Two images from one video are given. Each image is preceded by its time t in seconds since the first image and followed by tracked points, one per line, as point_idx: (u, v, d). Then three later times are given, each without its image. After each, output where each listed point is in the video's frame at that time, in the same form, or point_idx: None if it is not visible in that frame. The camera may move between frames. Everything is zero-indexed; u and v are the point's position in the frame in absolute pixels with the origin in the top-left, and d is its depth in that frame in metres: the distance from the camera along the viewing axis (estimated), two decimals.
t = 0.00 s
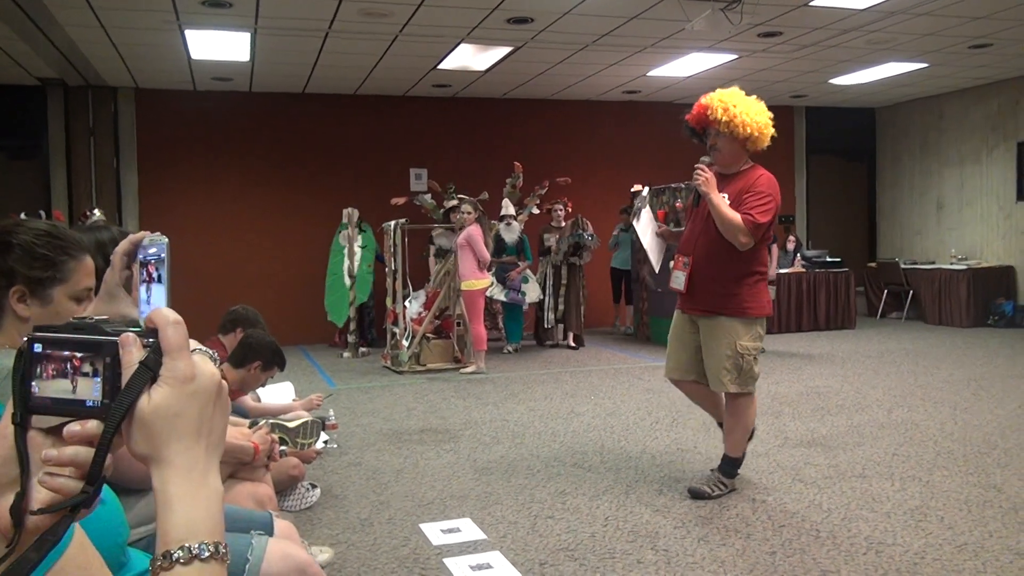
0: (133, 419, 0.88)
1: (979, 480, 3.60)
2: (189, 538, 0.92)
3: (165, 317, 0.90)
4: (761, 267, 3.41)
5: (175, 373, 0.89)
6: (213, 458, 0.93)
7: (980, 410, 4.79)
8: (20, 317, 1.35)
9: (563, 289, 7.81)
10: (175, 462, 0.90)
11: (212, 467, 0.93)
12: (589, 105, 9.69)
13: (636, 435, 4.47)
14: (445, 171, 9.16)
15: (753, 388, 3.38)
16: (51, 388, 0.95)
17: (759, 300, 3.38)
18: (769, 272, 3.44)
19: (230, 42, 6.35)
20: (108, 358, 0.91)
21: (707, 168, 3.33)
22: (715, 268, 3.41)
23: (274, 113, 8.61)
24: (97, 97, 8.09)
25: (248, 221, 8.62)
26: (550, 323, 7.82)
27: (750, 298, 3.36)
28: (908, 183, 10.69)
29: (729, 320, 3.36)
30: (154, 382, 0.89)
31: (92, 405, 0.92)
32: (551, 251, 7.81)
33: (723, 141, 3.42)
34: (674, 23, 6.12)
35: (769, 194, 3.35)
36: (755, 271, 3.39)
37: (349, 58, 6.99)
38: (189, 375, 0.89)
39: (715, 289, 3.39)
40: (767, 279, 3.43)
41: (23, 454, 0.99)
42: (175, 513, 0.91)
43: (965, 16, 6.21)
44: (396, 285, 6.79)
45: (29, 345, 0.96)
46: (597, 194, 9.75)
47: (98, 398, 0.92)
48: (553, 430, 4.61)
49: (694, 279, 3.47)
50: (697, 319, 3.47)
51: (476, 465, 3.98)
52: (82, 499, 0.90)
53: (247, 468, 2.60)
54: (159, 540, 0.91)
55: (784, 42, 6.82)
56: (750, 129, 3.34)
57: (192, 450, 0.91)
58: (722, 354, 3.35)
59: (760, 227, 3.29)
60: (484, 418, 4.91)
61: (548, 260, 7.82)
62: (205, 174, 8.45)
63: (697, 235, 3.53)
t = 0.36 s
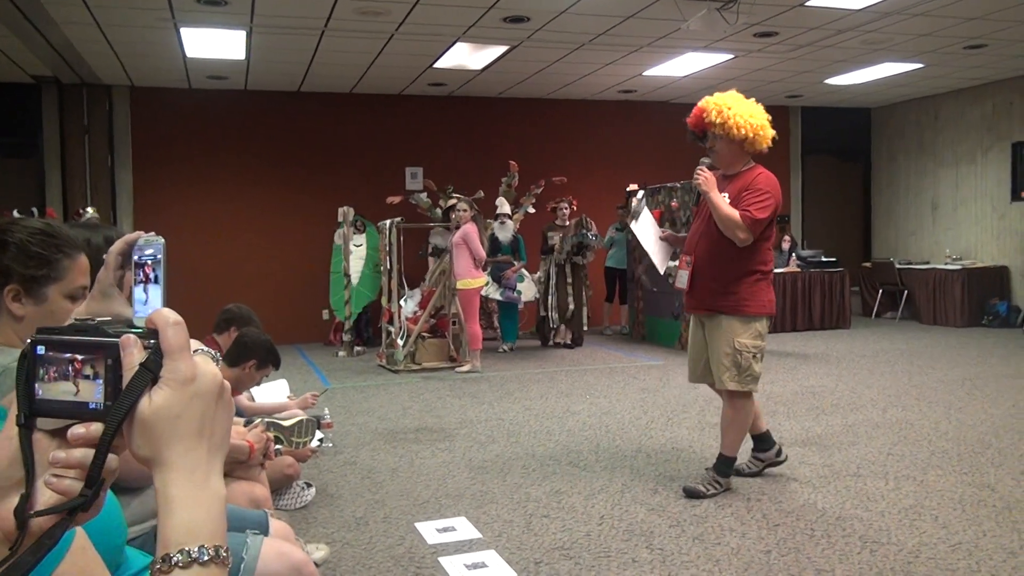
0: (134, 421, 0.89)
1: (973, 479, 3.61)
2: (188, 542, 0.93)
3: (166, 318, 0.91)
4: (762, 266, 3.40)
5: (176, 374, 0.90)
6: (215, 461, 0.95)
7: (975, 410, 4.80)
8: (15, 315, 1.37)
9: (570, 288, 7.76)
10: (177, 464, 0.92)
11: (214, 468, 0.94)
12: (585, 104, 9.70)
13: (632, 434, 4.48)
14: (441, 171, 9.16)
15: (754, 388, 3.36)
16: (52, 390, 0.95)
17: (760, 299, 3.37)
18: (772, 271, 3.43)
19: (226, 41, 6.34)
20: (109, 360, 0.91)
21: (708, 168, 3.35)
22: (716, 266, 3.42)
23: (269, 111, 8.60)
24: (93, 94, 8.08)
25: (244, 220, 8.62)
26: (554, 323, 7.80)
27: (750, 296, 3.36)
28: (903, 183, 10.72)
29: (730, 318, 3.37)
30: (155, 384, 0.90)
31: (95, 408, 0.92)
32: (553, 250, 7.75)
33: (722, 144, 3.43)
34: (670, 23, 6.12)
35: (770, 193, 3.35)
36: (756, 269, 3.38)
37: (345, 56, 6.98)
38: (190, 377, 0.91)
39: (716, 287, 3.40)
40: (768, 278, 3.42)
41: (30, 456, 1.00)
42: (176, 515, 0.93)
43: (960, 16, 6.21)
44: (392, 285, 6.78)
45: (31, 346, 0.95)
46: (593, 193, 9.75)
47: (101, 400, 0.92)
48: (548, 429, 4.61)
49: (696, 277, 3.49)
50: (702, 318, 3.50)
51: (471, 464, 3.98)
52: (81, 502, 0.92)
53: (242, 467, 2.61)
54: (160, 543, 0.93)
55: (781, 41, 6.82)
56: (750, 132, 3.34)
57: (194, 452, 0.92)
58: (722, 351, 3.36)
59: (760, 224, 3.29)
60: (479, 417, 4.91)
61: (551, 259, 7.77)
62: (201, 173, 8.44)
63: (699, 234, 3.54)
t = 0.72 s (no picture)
0: (128, 422, 0.90)
1: (967, 477, 3.62)
2: (183, 545, 0.94)
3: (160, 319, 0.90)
4: (775, 265, 3.42)
5: (171, 376, 0.90)
6: (211, 463, 0.95)
7: (969, 409, 4.81)
8: (19, 311, 1.40)
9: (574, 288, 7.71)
10: (173, 466, 0.92)
11: (211, 470, 0.95)
12: (580, 104, 9.70)
13: (628, 433, 4.48)
14: (436, 170, 9.16)
15: (765, 385, 3.42)
16: (46, 392, 0.95)
17: (772, 297, 3.39)
18: (786, 269, 3.44)
19: (221, 39, 6.32)
20: (102, 362, 0.91)
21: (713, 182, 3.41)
22: (728, 266, 3.47)
23: (264, 110, 8.58)
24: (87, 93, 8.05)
25: (239, 219, 8.60)
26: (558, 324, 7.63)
27: (762, 295, 3.39)
28: (897, 183, 10.75)
29: (742, 316, 3.42)
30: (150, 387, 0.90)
31: (90, 410, 0.92)
32: (556, 250, 7.73)
33: (718, 155, 3.49)
34: (666, 22, 6.13)
35: (773, 191, 3.34)
36: (768, 269, 3.41)
37: (340, 55, 6.97)
38: (185, 379, 0.91)
39: (729, 287, 3.45)
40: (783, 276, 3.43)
41: (25, 458, 1.00)
42: (171, 518, 0.94)
43: (955, 15, 6.23)
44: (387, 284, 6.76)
45: (26, 347, 0.95)
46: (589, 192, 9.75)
47: (95, 402, 0.92)
48: (543, 427, 4.61)
49: (712, 278, 3.56)
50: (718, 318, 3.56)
51: (466, 463, 3.98)
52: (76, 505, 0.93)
53: (238, 467, 2.60)
54: (155, 544, 0.94)
55: (776, 41, 6.83)
56: (735, 141, 3.39)
57: (189, 455, 0.93)
58: (734, 349, 3.42)
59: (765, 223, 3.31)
60: (475, 415, 4.90)
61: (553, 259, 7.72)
62: (195, 172, 8.42)
63: (714, 235, 3.59)
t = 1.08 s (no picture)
0: (121, 423, 0.89)
1: (961, 476, 3.63)
2: (177, 546, 0.95)
3: (154, 318, 0.90)
4: (784, 257, 3.42)
5: (163, 377, 0.89)
6: (205, 466, 0.95)
7: (964, 408, 4.82)
8: (28, 306, 1.40)
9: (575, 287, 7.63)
10: (166, 467, 0.92)
11: (204, 471, 0.94)
12: (576, 103, 9.70)
13: (624, 431, 4.48)
14: (432, 169, 9.15)
15: (778, 377, 3.39)
16: (40, 392, 0.95)
17: (782, 289, 3.39)
18: (797, 262, 3.44)
19: (216, 37, 6.31)
20: (96, 363, 0.91)
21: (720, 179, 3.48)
22: (739, 261, 3.50)
23: (260, 108, 8.57)
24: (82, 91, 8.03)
25: (235, 218, 8.59)
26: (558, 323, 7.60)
27: (772, 286, 3.39)
28: (893, 183, 10.77)
29: (753, 309, 3.43)
30: (143, 388, 0.90)
31: (83, 410, 0.92)
32: (558, 248, 7.64)
33: (727, 156, 3.53)
34: (662, 21, 6.14)
35: (777, 183, 3.36)
36: (778, 261, 3.42)
37: (336, 54, 6.97)
38: (179, 380, 0.90)
39: (740, 281, 3.48)
40: (793, 269, 3.43)
41: (19, 458, 1.01)
42: (165, 519, 0.94)
43: (949, 15, 6.25)
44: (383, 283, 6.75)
45: (20, 347, 0.95)
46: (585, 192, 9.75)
47: (89, 402, 0.92)
48: (539, 426, 4.61)
49: (725, 274, 3.59)
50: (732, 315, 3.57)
51: (462, 461, 3.98)
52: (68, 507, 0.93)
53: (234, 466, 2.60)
54: (149, 545, 0.94)
55: (772, 40, 6.85)
56: (739, 139, 3.42)
57: (182, 458, 0.92)
58: (744, 340, 3.43)
59: (770, 213, 3.33)
60: (470, 414, 4.90)
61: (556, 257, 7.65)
62: (190, 170, 8.40)
63: (727, 233, 3.63)
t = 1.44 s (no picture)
0: (113, 426, 0.89)
1: (955, 476, 3.64)
2: (169, 549, 0.95)
3: (147, 321, 0.90)
4: (796, 259, 3.45)
5: (157, 380, 0.89)
6: (197, 469, 0.95)
7: (957, 407, 4.83)
8: (1, 303, 1.33)
9: (574, 287, 7.62)
10: (158, 471, 0.92)
11: (197, 474, 0.95)
12: (571, 102, 9.70)
13: (618, 431, 4.48)
14: (427, 168, 9.15)
15: (800, 379, 3.41)
16: (31, 394, 0.94)
17: (794, 291, 3.41)
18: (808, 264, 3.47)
19: (211, 36, 6.29)
20: (87, 365, 0.91)
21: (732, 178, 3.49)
22: (750, 261, 3.51)
23: (255, 107, 8.55)
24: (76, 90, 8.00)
25: (229, 217, 8.57)
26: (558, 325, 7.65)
27: (784, 288, 3.41)
28: (887, 183, 10.79)
29: (768, 312, 3.43)
30: (136, 390, 0.90)
31: (76, 413, 0.92)
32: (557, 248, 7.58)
33: (739, 155, 3.52)
34: (657, 21, 6.14)
35: (789, 183, 3.39)
36: (789, 263, 3.44)
37: (331, 53, 6.96)
38: (171, 383, 0.90)
39: (752, 282, 3.48)
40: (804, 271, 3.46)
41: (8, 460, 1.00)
42: (157, 522, 0.94)
43: (943, 16, 6.26)
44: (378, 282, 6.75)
45: (12, 349, 0.95)
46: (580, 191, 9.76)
47: (81, 405, 0.91)
48: (534, 426, 4.61)
49: (734, 275, 3.59)
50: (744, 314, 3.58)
51: (457, 461, 3.98)
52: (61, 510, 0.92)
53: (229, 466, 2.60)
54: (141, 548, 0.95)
55: (767, 40, 6.85)
56: (752, 138, 3.41)
57: (175, 461, 0.92)
58: (760, 346, 3.43)
59: (780, 213, 3.35)
60: (465, 414, 4.90)
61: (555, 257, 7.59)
62: (185, 170, 8.38)
63: (737, 233, 3.64)
